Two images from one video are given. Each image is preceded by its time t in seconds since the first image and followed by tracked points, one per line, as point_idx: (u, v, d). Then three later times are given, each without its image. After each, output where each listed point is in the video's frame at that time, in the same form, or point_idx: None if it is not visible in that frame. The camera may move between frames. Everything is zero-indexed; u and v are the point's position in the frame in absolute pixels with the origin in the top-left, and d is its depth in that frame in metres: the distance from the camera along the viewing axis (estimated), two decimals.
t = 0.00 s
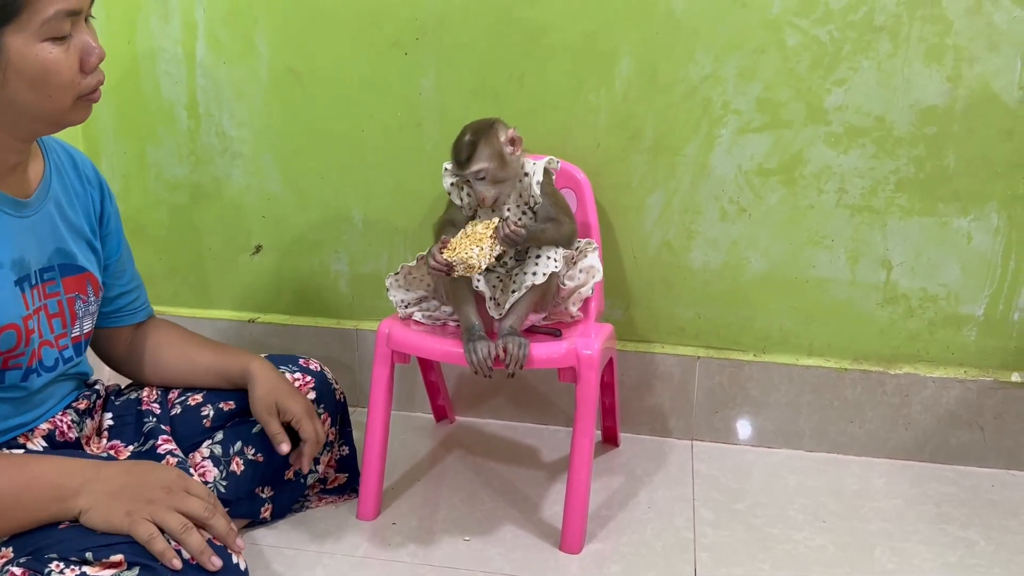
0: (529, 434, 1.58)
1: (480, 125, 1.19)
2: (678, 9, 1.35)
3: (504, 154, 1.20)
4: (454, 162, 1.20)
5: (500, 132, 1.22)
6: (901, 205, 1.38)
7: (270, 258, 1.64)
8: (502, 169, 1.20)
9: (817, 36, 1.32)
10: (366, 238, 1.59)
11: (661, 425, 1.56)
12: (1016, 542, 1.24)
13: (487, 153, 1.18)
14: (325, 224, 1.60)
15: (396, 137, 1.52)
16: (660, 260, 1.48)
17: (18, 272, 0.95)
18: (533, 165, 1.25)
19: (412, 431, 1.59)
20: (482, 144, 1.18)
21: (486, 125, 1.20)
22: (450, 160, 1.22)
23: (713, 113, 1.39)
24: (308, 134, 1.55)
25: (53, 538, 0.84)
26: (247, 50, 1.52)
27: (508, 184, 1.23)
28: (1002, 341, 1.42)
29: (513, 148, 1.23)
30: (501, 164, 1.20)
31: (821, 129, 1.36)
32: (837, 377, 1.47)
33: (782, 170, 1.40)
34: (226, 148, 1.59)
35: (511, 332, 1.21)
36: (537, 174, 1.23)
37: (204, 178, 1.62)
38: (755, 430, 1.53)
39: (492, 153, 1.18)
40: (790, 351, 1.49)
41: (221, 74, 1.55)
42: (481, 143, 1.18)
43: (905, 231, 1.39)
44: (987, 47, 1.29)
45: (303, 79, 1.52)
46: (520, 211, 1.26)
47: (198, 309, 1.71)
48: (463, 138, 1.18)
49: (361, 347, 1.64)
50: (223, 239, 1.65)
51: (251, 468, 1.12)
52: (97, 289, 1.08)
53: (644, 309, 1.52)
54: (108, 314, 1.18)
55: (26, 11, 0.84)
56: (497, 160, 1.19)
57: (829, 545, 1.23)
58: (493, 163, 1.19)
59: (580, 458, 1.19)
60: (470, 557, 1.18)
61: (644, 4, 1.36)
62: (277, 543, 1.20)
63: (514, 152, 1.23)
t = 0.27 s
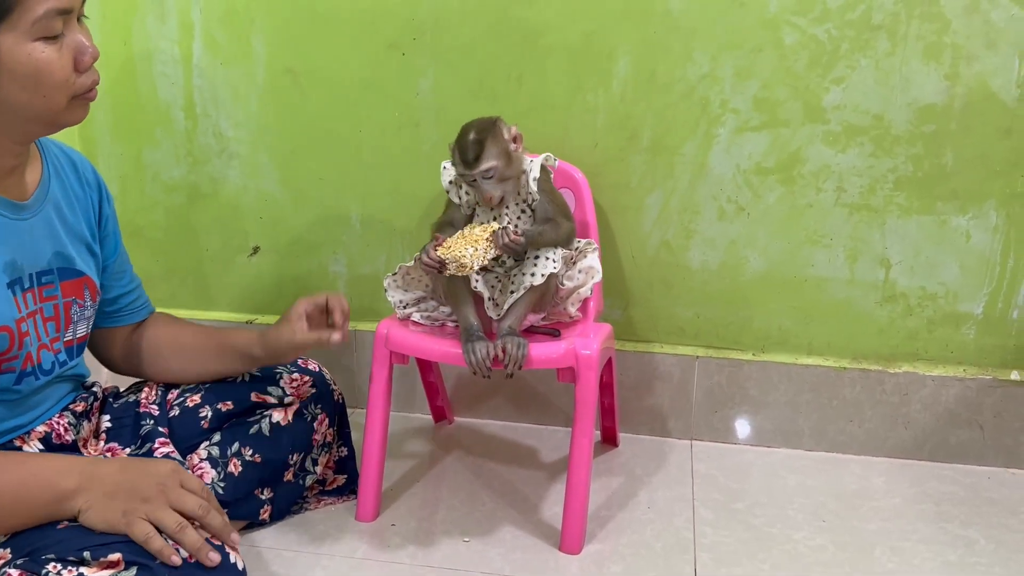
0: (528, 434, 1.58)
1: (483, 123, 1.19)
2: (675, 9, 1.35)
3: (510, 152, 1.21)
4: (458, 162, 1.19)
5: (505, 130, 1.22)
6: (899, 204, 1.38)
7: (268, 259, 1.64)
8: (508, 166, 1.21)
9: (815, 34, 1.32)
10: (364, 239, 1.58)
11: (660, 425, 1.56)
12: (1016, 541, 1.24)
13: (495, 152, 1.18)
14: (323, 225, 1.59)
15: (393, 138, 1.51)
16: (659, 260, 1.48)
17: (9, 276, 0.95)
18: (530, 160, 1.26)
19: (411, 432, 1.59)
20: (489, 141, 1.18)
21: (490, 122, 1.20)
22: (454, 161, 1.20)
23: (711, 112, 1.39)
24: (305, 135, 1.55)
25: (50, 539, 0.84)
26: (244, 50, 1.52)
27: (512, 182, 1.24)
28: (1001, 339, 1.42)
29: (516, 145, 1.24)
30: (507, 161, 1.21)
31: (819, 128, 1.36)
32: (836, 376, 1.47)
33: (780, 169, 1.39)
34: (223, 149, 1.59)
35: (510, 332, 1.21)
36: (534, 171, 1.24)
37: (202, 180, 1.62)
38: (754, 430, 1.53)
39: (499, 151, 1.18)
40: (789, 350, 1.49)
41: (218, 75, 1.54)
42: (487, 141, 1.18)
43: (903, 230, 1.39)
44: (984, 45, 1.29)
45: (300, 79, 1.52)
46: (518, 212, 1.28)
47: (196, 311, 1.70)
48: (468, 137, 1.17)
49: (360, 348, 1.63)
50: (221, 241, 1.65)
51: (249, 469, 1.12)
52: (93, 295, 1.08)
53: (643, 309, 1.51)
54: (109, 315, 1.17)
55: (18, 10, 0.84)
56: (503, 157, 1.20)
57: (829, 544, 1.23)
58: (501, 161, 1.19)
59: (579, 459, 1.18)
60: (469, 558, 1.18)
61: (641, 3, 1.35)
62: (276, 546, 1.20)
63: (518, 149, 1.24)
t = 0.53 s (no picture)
0: (528, 433, 1.58)
1: (483, 122, 1.18)
2: (674, 7, 1.34)
3: (510, 151, 1.21)
4: (460, 162, 1.17)
5: (505, 129, 1.22)
6: (899, 202, 1.38)
7: (266, 259, 1.64)
8: (509, 165, 1.21)
9: (815, 32, 1.32)
10: (363, 239, 1.58)
11: (660, 424, 1.56)
12: (1016, 539, 1.24)
13: (496, 152, 1.18)
14: (321, 225, 1.59)
15: (391, 137, 1.51)
16: (658, 259, 1.48)
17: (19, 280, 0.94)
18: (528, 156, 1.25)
19: (410, 431, 1.58)
20: (490, 141, 1.17)
21: (491, 122, 1.19)
22: (454, 160, 1.19)
23: (710, 111, 1.38)
24: (303, 135, 1.54)
25: (46, 536, 0.81)
26: (241, 50, 1.52)
27: (511, 181, 1.24)
28: (1001, 337, 1.41)
29: (517, 145, 1.24)
30: (508, 160, 1.20)
31: (818, 126, 1.36)
32: (836, 375, 1.47)
33: (779, 167, 1.39)
34: (221, 149, 1.58)
35: (509, 331, 1.20)
36: (532, 168, 1.24)
37: (200, 180, 1.61)
38: (753, 428, 1.53)
39: (500, 151, 1.18)
40: (788, 348, 1.49)
41: (216, 75, 1.54)
42: (488, 142, 1.17)
43: (903, 228, 1.39)
44: (984, 43, 1.28)
45: (298, 79, 1.51)
46: (516, 210, 1.28)
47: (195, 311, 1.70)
48: (469, 137, 1.16)
49: (359, 348, 1.63)
50: (220, 241, 1.64)
51: (244, 467, 1.15)
52: (99, 301, 1.07)
53: (642, 307, 1.51)
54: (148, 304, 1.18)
55: (43, 8, 0.83)
56: (504, 156, 1.19)
57: (829, 543, 1.23)
58: (501, 161, 1.19)
59: (578, 457, 1.18)
60: (469, 558, 1.18)
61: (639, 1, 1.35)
62: (275, 546, 1.20)
63: (518, 148, 1.24)
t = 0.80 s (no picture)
0: (527, 433, 1.57)
1: (482, 120, 1.18)
2: (672, 5, 1.34)
3: (509, 149, 1.20)
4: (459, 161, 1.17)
5: (503, 128, 1.21)
6: (897, 199, 1.38)
7: (264, 259, 1.63)
8: (507, 163, 1.20)
9: (813, 30, 1.32)
10: (361, 238, 1.58)
11: (659, 422, 1.56)
12: (1016, 536, 1.24)
13: (494, 150, 1.17)
14: (319, 225, 1.59)
15: (389, 136, 1.51)
16: (656, 257, 1.48)
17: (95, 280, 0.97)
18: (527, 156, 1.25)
19: (410, 430, 1.58)
20: (488, 139, 1.16)
21: (489, 120, 1.18)
22: (452, 160, 1.19)
23: (708, 109, 1.38)
24: (300, 134, 1.54)
25: (51, 545, 0.79)
26: (239, 49, 1.51)
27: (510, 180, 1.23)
28: (1000, 335, 1.41)
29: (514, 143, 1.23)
30: (507, 159, 1.20)
31: (816, 123, 1.36)
32: (835, 373, 1.47)
33: (777, 165, 1.39)
34: (219, 148, 1.58)
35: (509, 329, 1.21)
36: (531, 166, 1.23)
37: (198, 179, 1.61)
38: (752, 426, 1.53)
39: (498, 149, 1.17)
40: (788, 346, 1.49)
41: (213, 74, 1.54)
42: (487, 140, 1.16)
43: (901, 225, 1.39)
44: (982, 40, 1.28)
45: (295, 78, 1.51)
46: (515, 208, 1.27)
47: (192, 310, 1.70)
48: (467, 136, 1.16)
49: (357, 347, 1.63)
50: (218, 240, 1.64)
51: (249, 472, 1.15)
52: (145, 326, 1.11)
53: (641, 305, 1.51)
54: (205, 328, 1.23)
55: (167, 18, 0.83)
56: (502, 155, 1.19)
57: (829, 541, 1.23)
58: (500, 159, 1.18)
59: (578, 456, 1.18)
60: (468, 557, 1.18)
61: None
62: (276, 545, 1.20)
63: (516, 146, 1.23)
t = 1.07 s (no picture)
0: (526, 432, 1.58)
1: (484, 123, 1.19)
2: (671, 4, 1.34)
3: (510, 154, 1.20)
4: (460, 162, 1.18)
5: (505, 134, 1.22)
6: (895, 198, 1.38)
7: (263, 258, 1.64)
8: (508, 169, 1.19)
9: (811, 29, 1.32)
10: (359, 237, 1.58)
11: (657, 421, 1.56)
12: (1015, 534, 1.25)
13: (496, 154, 1.17)
14: (318, 224, 1.59)
15: (388, 136, 1.51)
16: (655, 256, 1.48)
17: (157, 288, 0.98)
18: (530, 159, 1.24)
19: (409, 430, 1.58)
20: (491, 142, 1.17)
21: (491, 123, 1.19)
22: (453, 161, 1.20)
23: (707, 108, 1.38)
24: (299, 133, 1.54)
25: (62, 550, 0.79)
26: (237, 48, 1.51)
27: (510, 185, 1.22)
28: (998, 333, 1.42)
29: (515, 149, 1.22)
30: (508, 164, 1.19)
31: (815, 122, 1.36)
32: (833, 371, 1.47)
33: (775, 164, 1.39)
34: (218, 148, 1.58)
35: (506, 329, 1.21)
36: (534, 169, 1.22)
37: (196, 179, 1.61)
38: (751, 425, 1.53)
39: (500, 153, 1.17)
40: (787, 345, 1.49)
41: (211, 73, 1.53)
42: (488, 142, 1.17)
43: (900, 224, 1.39)
44: (980, 39, 1.28)
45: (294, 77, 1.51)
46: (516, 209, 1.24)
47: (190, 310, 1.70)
48: (469, 137, 1.16)
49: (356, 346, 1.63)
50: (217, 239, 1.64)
51: (256, 477, 1.16)
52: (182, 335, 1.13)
53: (639, 304, 1.51)
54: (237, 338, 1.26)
55: (296, 63, 0.90)
56: (504, 160, 1.19)
57: (828, 539, 1.23)
58: (501, 163, 1.18)
59: (577, 455, 1.18)
60: (468, 556, 1.18)
61: None
62: (275, 545, 1.20)
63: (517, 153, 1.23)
